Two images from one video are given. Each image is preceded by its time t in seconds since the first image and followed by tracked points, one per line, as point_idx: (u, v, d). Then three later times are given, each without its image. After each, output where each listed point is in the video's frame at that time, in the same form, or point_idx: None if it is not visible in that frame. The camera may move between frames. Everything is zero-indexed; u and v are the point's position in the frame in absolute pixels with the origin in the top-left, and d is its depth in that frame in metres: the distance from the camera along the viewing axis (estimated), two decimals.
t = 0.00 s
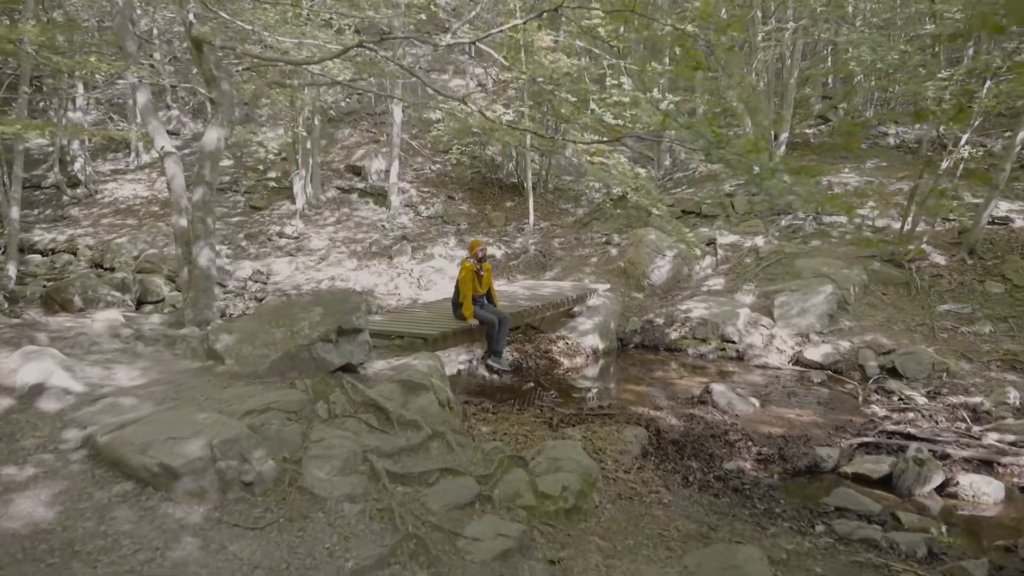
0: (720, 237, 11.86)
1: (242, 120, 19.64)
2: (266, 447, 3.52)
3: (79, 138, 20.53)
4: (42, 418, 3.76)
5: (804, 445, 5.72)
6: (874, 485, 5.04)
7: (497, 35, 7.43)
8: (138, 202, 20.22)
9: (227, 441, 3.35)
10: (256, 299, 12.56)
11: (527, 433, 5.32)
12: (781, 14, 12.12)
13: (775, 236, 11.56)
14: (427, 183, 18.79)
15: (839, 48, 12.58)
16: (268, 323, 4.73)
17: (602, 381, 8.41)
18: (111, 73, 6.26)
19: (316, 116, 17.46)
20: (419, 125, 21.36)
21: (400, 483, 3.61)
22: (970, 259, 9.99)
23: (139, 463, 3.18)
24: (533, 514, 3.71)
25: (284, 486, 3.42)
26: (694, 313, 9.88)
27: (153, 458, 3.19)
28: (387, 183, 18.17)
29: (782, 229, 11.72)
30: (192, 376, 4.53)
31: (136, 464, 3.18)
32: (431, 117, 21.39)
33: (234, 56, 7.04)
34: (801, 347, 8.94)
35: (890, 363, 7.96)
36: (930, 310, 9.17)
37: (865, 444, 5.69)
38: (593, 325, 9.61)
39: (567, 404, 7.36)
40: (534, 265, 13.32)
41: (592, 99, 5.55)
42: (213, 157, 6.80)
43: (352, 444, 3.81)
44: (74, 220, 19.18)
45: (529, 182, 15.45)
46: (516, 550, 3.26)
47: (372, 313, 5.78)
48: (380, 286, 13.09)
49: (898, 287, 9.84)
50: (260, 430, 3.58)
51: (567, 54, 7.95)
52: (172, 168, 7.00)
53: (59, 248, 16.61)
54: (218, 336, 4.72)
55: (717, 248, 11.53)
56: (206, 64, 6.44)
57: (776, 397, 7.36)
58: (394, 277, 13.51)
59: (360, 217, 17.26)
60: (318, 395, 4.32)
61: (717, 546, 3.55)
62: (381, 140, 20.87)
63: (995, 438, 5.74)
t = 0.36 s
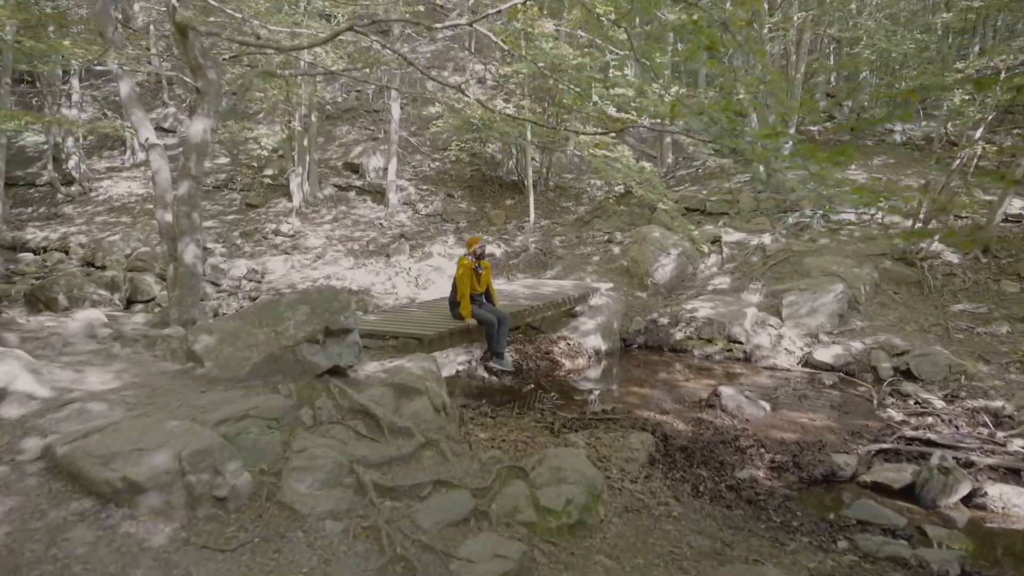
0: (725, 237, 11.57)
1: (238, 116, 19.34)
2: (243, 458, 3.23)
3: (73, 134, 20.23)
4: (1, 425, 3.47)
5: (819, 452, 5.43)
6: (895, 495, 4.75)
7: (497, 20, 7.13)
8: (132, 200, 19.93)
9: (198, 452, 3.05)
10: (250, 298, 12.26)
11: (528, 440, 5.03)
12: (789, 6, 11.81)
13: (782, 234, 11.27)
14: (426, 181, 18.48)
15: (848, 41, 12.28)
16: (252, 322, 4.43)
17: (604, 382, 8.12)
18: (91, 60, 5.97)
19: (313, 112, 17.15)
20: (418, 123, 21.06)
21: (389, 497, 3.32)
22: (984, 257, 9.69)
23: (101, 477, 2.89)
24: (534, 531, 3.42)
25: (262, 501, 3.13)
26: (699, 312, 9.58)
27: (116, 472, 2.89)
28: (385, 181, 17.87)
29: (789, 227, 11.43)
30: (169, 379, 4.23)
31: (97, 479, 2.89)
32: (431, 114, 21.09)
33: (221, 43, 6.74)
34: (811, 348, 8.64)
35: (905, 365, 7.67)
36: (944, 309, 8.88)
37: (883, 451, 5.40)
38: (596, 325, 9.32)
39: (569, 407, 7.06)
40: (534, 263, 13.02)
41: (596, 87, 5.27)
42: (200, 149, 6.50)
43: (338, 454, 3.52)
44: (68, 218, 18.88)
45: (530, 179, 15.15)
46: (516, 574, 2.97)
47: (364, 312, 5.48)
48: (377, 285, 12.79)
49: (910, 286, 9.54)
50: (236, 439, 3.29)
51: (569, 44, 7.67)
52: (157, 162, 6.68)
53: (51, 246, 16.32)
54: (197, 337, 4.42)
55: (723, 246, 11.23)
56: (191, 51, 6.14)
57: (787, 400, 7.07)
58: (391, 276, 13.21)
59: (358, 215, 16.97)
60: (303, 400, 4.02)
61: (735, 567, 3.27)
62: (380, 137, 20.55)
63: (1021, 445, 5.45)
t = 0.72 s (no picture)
0: (736, 234, 11.22)
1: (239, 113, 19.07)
2: (219, 472, 2.93)
3: (74, 132, 20.00)
4: None
5: (842, 460, 5.12)
6: (927, 508, 4.45)
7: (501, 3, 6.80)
8: (134, 198, 19.69)
9: (167, 466, 2.75)
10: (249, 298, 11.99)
11: (533, 447, 4.73)
12: None
13: (795, 232, 10.93)
14: (430, 178, 18.19)
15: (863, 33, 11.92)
16: (237, 322, 4.13)
17: (612, 385, 7.81)
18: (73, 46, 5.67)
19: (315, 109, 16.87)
20: (422, 120, 20.77)
21: (380, 516, 3.02)
22: (1006, 256, 9.35)
23: (57, 494, 2.59)
24: (540, 552, 3.13)
25: (240, 520, 2.83)
26: (711, 312, 9.26)
27: (74, 489, 2.60)
28: (389, 179, 17.58)
29: (802, 224, 11.10)
30: (148, 383, 3.94)
31: (53, 496, 2.59)
32: (434, 111, 20.79)
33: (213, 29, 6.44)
34: (828, 349, 8.32)
35: (927, 368, 7.34)
36: (966, 309, 8.54)
37: (910, 460, 5.09)
38: (604, 325, 9.01)
39: (576, 411, 6.76)
40: (540, 262, 12.72)
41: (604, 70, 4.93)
42: (190, 141, 6.22)
43: (325, 467, 3.22)
44: (68, 216, 18.67)
45: (535, 176, 14.84)
46: None
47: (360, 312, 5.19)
48: (379, 284, 12.51)
49: (929, 285, 9.20)
50: (212, 451, 2.99)
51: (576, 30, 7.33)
52: (146, 154, 6.39)
53: (50, 245, 16.09)
54: (179, 337, 4.13)
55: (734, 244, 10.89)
56: (179, 36, 5.84)
57: (803, 404, 6.76)
58: (394, 275, 12.92)
59: (361, 214, 16.69)
60: (290, 406, 3.73)
61: None
62: (383, 134, 20.26)
63: None
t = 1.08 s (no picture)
0: (748, 231, 10.87)
1: (241, 110, 18.83)
2: (186, 491, 2.63)
3: (75, 130, 19.79)
4: None
5: (867, 470, 4.80)
6: (963, 524, 4.13)
7: None
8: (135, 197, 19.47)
9: (127, 483, 2.46)
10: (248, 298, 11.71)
11: (537, 456, 4.42)
12: None
13: (809, 229, 10.57)
14: (434, 176, 17.89)
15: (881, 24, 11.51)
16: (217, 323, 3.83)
17: (620, 388, 7.50)
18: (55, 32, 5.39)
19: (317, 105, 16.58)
20: (426, 117, 20.47)
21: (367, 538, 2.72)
22: None
23: None
24: None
25: (209, 544, 2.53)
26: (723, 312, 8.93)
27: (17, 509, 2.30)
28: (392, 176, 17.29)
29: (816, 222, 10.75)
30: (121, 389, 3.65)
31: None
32: (439, 108, 20.48)
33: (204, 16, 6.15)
34: (845, 351, 7.99)
35: (951, 371, 7.00)
36: (990, 309, 8.18)
37: (941, 471, 4.77)
38: (612, 325, 8.70)
39: (583, 415, 6.45)
40: (546, 261, 12.42)
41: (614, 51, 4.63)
42: (179, 133, 5.94)
43: (307, 483, 2.92)
44: (69, 214, 18.45)
45: (541, 173, 14.51)
46: None
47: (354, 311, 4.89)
48: (381, 283, 12.22)
49: (951, 284, 8.84)
50: (180, 465, 2.70)
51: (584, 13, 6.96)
52: (133, 146, 6.11)
53: (49, 243, 15.86)
54: (156, 338, 3.84)
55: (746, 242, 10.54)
56: (167, 22, 5.55)
57: (822, 408, 6.43)
58: (396, 274, 12.62)
59: (364, 212, 16.41)
60: (272, 413, 3.43)
61: None
62: (387, 131, 19.97)
63: None
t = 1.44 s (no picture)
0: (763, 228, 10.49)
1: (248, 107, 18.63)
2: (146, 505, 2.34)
3: (82, 127, 19.65)
4: None
5: (900, 480, 4.46)
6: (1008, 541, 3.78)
7: None
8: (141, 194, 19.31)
9: (76, 497, 2.18)
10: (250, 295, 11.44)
11: (543, 463, 4.11)
12: None
13: (828, 225, 10.20)
14: (442, 173, 17.59)
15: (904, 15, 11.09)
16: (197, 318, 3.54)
17: (632, 389, 7.17)
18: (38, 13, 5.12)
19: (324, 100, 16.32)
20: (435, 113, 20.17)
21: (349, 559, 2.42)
22: None
23: None
24: None
25: (169, 566, 2.24)
26: (739, 311, 8.58)
27: None
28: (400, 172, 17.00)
29: (836, 218, 10.36)
30: (92, 389, 3.37)
31: None
32: (448, 104, 20.17)
33: None
34: (868, 352, 7.63)
35: (983, 373, 6.64)
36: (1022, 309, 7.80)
37: (980, 481, 4.42)
38: (623, 324, 8.37)
39: (593, 418, 6.13)
40: (555, 259, 12.09)
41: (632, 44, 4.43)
42: (170, 120, 5.67)
43: (285, 495, 2.62)
44: (74, 211, 18.30)
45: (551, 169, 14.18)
46: None
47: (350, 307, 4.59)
48: (386, 280, 11.93)
49: (979, 283, 8.46)
50: (142, 476, 2.41)
51: None
52: (123, 134, 5.84)
53: (53, 240, 15.69)
54: (132, 334, 3.55)
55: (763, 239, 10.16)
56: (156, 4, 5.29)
57: (846, 412, 6.08)
58: (402, 271, 12.33)
59: (370, 209, 16.14)
60: (253, 417, 3.14)
61: None
62: (395, 127, 19.69)
63: None
